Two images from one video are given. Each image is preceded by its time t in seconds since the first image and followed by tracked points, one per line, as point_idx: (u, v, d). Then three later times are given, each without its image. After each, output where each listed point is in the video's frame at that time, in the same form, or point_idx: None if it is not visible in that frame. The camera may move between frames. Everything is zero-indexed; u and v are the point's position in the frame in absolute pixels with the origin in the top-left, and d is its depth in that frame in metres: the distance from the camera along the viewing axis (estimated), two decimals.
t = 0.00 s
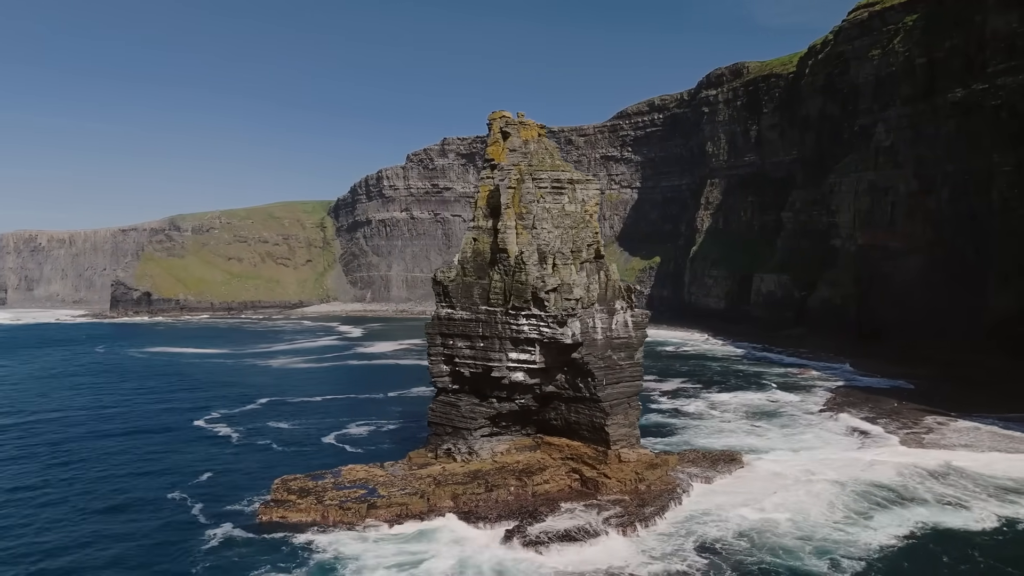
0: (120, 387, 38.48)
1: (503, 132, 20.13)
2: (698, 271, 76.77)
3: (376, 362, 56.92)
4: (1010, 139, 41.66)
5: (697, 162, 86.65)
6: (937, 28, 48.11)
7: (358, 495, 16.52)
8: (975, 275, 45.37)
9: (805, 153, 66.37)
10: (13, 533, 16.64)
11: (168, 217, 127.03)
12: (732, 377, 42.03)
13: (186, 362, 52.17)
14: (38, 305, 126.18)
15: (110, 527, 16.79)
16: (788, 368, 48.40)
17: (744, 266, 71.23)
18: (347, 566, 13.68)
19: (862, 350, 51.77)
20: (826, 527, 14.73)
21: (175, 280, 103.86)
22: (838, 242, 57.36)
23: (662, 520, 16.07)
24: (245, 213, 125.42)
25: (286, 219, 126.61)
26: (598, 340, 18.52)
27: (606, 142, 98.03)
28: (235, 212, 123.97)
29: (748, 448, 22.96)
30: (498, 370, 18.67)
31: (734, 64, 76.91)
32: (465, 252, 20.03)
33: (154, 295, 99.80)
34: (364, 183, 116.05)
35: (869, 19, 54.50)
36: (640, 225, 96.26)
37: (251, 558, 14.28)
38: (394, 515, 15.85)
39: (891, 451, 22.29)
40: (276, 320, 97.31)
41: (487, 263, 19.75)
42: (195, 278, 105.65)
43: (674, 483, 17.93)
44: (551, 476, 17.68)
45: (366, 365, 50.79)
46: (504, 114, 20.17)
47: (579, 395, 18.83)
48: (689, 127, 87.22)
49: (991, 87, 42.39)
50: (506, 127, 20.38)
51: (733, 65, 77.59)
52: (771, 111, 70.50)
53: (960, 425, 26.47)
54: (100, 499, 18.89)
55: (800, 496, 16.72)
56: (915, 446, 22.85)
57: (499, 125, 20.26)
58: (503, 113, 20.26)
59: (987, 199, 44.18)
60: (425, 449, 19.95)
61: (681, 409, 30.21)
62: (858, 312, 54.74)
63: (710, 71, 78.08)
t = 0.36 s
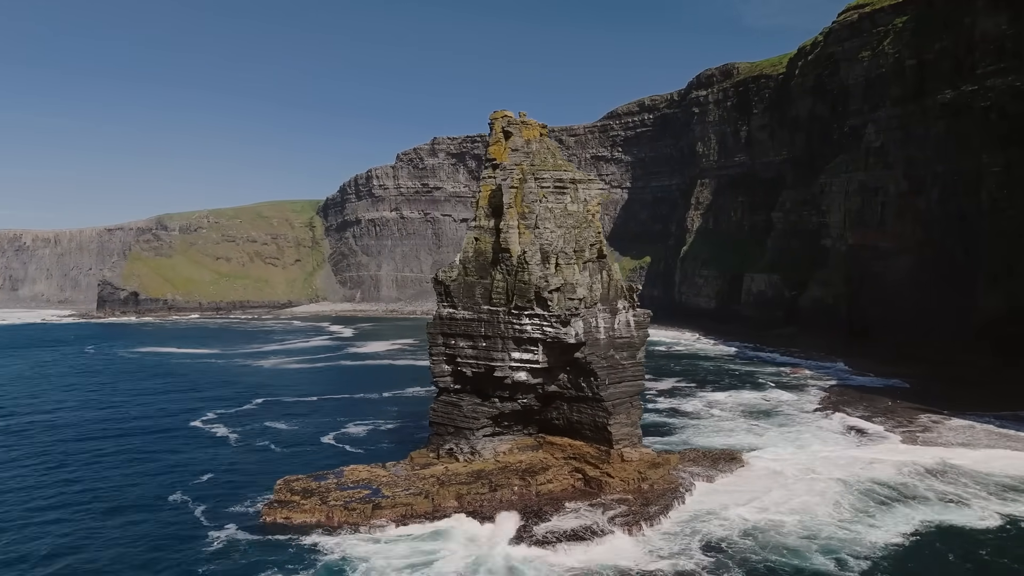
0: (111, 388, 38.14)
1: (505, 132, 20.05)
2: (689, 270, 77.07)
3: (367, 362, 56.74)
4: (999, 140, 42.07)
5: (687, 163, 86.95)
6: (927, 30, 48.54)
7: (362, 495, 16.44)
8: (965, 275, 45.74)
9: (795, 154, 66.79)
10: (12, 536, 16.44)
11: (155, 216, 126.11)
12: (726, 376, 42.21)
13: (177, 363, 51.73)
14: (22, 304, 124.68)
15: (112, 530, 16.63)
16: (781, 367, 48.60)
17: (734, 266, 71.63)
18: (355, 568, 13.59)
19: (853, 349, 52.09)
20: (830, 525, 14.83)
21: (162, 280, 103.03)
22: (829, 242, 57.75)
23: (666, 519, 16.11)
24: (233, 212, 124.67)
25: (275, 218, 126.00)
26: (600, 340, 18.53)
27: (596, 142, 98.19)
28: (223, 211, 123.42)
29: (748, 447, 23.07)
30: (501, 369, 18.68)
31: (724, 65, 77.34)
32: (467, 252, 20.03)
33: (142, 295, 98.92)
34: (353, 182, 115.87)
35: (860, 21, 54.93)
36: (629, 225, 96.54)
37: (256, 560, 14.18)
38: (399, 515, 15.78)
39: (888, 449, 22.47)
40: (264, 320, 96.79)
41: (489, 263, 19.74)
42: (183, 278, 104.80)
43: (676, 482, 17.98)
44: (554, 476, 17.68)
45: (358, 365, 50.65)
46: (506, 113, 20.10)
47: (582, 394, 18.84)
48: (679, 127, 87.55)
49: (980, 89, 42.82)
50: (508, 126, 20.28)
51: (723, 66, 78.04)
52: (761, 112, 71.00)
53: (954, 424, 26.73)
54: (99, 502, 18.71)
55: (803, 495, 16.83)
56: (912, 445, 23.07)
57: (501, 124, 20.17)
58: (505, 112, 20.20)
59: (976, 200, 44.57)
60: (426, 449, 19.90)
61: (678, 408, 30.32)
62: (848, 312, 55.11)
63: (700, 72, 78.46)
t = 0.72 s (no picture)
0: (104, 390, 37.83)
1: (507, 131, 19.99)
2: (680, 270, 77.40)
3: (359, 362, 56.54)
4: (989, 141, 42.43)
5: (677, 163, 87.15)
6: (917, 31, 48.94)
7: (367, 496, 16.37)
8: (955, 276, 46.13)
9: (785, 154, 67.20)
10: (13, 540, 16.25)
11: (142, 215, 125.08)
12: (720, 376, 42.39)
13: (168, 363, 51.34)
14: (7, 305, 123.26)
15: (114, 534, 16.48)
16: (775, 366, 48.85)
17: (725, 266, 72.01)
18: (363, 570, 13.52)
19: (844, 349, 52.44)
20: (836, 524, 14.92)
21: (150, 280, 102.19)
22: (820, 242, 58.19)
23: (672, 518, 16.17)
24: (221, 212, 123.90)
25: (263, 217, 125.35)
26: (604, 339, 18.53)
27: (587, 142, 98.21)
28: (211, 211, 122.83)
29: (748, 446, 23.17)
30: (504, 369, 18.67)
31: (714, 65, 77.62)
32: (469, 251, 20.02)
33: (129, 295, 98.08)
34: (343, 182, 115.49)
35: (850, 22, 55.31)
36: (620, 225, 96.79)
37: (263, 562, 14.08)
38: (405, 515, 15.73)
39: (887, 448, 22.63)
40: (254, 320, 96.24)
41: (491, 263, 19.72)
42: (172, 278, 104.04)
43: (679, 481, 18.03)
44: (558, 475, 17.69)
45: (351, 365, 50.51)
46: (508, 112, 20.06)
47: (584, 394, 18.86)
48: (669, 127, 87.78)
49: (969, 90, 43.22)
50: (510, 126, 20.22)
51: (713, 66, 78.34)
52: (751, 113, 71.45)
53: (950, 423, 26.97)
54: (99, 505, 18.54)
55: (806, 494, 16.93)
56: (910, 443, 23.24)
57: (503, 124, 20.11)
58: (508, 112, 20.15)
59: (966, 201, 44.93)
60: (429, 449, 19.85)
61: (675, 407, 30.43)
62: (839, 312, 55.51)
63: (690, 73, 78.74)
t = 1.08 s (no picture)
0: (97, 391, 37.54)
1: (510, 131, 19.97)
2: (672, 270, 77.83)
3: (352, 362, 56.36)
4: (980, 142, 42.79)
5: (669, 163, 87.28)
6: (908, 33, 49.30)
7: (372, 496, 16.30)
8: (946, 276, 46.45)
9: (777, 155, 67.55)
10: (16, 543, 16.12)
11: (130, 215, 124.05)
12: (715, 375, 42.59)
13: (159, 363, 50.99)
14: None
15: (117, 536, 16.37)
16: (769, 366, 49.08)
17: (717, 266, 72.40)
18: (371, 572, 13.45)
19: (836, 348, 52.74)
20: (842, 524, 14.97)
21: (139, 280, 101.41)
22: (812, 242, 58.56)
23: (676, 517, 16.21)
24: (211, 212, 123.18)
25: (253, 217, 124.69)
26: (607, 339, 18.53)
27: (579, 142, 98.30)
28: (201, 210, 122.13)
29: (748, 445, 23.27)
30: (507, 369, 18.65)
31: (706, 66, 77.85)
32: (471, 251, 19.97)
33: (118, 295, 97.30)
34: (333, 181, 115.09)
35: (841, 24, 55.70)
36: (611, 224, 96.94)
37: (269, 564, 14.02)
38: (410, 516, 15.68)
39: (886, 446, 22.80)
40: (244, 320, 95.67)
41: (494, 262, 19.69)
42: (161, 278, 103.22)
43: (682, 480, 18.07)
44: (562, 475, 17.71)
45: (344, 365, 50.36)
46: (511, 112, 20.02)
47: (587, 393, 18.86)
48: (660, 128, 87.98)
49: (960, 92, 43.62)
50: (512, 125, 20.18)
51: (705, 67, 78.62)
52: (743, 113, 71.84)
53: (946, 422, 27.20)
54: (100, 507, 18.40)
55: (810, 492, 17.01)
56: (909, 442, 23.41)
57: (506, 123, 20.07)
58: (510, 111, 20.12)
59: (957, 201, 45.23)
60: (431, 449, 19.81)
61: (673, 407, 30.54)
62: (831, 311, 55.85)
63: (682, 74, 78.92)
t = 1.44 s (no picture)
0: (89, 392, 37.23)
1: (512, 130, 19.90)
2: (663, 270, 78.22)
3: (345, 363, 56.17)
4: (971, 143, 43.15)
5: (659, 164, 87.46)
6: (899, 35, 49.66)
7: (377, 497, 16.22)
8: (936, 276, 46.81)
9: (767, 156, 67.94)
10: (19, 547, 16.00)
11: (117, 215, 122.96)
12: (710, 374, 42.80)
13: (151, 363, 50.62)
14: None
15: (120, 539, 16.25)
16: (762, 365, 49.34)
17: (708, 266, 72.77)
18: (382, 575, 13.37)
19: (828, 348, 53.09)
20: (848, 522, 15.05)
21: (126, 280, 100.64)
22: (803, 242, 58.91)
23: (682, 516, 16.22)
24: (199, 211, 122.42)
25: (242, 217, 124.00)
26: (611, 338, 18.56)
27: (569, 143, 98.36)
28: (189, 210, 121.33)
29: (748, 445, 23.41)
30: (511, 369, 18.63)
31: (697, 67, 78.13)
32: (474, 251, 19.90)
33: (105, 295, 96.49)
34: (323, 181, 114.61)
35: (832, 26, 56.10)
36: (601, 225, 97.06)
37: (277, 566, 13.94)
38: (417, 516, 15.60)
39: (884, 445, 22.98)
40: (233, 321, 95.10)
41: (497, 262, 19.64)
42: (149, 278, 102.41)
43: (686, 479, 18.12)
44: (566, 475, 17.72)
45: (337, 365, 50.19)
46: (514, 112, 19.96)
47: (591, 393, 18.86)
48: (651, 129, 88.20)
49: (951, 94, 44.04)
50: (515, 125, 20.13)
51: (696, 68, 78.87)
52: (733, 114, 72.22)
53: (942, 421, 27.42)
54: (102, 509, 18.30)
55: (813, 491, 17.12)
56: (906, 440, 23.60)
57: (509, 123, 20.01)
58: (513, 111, 20.05)
59: (948, 202, 45.55)
60: (434, 449, 19.79)
61: (670, 406, 30.69)
62: (823, 311, 56.22)
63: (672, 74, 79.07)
